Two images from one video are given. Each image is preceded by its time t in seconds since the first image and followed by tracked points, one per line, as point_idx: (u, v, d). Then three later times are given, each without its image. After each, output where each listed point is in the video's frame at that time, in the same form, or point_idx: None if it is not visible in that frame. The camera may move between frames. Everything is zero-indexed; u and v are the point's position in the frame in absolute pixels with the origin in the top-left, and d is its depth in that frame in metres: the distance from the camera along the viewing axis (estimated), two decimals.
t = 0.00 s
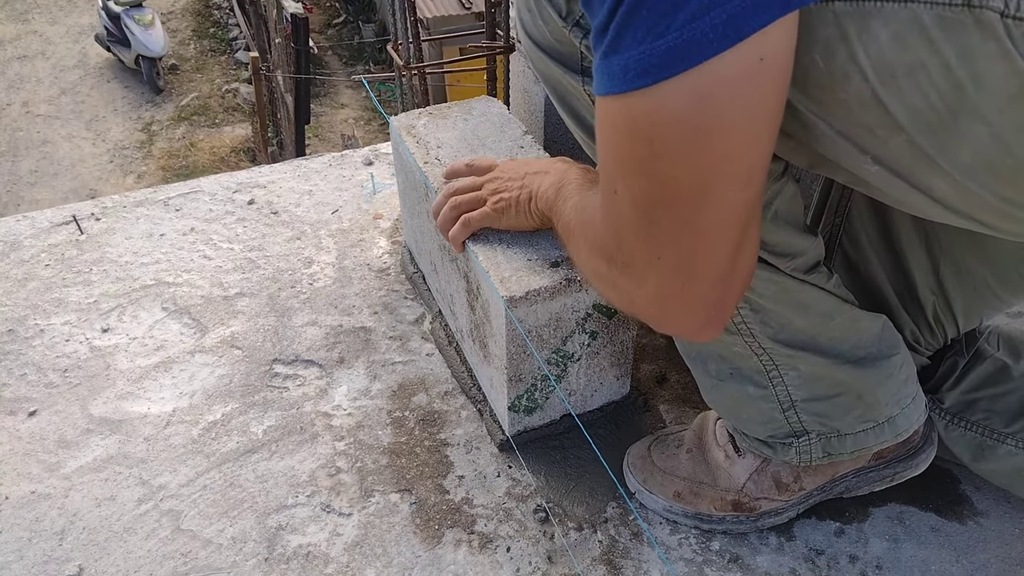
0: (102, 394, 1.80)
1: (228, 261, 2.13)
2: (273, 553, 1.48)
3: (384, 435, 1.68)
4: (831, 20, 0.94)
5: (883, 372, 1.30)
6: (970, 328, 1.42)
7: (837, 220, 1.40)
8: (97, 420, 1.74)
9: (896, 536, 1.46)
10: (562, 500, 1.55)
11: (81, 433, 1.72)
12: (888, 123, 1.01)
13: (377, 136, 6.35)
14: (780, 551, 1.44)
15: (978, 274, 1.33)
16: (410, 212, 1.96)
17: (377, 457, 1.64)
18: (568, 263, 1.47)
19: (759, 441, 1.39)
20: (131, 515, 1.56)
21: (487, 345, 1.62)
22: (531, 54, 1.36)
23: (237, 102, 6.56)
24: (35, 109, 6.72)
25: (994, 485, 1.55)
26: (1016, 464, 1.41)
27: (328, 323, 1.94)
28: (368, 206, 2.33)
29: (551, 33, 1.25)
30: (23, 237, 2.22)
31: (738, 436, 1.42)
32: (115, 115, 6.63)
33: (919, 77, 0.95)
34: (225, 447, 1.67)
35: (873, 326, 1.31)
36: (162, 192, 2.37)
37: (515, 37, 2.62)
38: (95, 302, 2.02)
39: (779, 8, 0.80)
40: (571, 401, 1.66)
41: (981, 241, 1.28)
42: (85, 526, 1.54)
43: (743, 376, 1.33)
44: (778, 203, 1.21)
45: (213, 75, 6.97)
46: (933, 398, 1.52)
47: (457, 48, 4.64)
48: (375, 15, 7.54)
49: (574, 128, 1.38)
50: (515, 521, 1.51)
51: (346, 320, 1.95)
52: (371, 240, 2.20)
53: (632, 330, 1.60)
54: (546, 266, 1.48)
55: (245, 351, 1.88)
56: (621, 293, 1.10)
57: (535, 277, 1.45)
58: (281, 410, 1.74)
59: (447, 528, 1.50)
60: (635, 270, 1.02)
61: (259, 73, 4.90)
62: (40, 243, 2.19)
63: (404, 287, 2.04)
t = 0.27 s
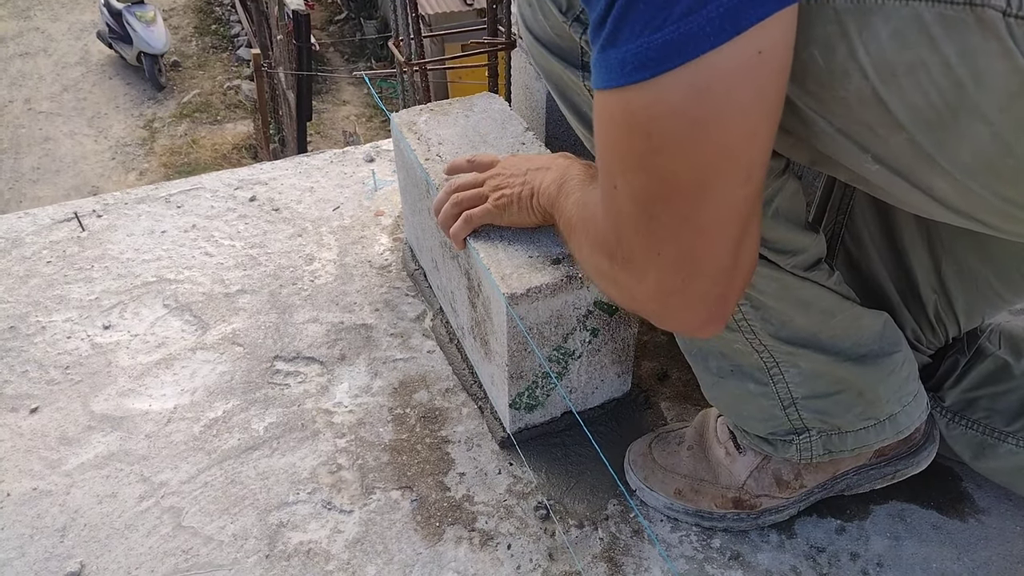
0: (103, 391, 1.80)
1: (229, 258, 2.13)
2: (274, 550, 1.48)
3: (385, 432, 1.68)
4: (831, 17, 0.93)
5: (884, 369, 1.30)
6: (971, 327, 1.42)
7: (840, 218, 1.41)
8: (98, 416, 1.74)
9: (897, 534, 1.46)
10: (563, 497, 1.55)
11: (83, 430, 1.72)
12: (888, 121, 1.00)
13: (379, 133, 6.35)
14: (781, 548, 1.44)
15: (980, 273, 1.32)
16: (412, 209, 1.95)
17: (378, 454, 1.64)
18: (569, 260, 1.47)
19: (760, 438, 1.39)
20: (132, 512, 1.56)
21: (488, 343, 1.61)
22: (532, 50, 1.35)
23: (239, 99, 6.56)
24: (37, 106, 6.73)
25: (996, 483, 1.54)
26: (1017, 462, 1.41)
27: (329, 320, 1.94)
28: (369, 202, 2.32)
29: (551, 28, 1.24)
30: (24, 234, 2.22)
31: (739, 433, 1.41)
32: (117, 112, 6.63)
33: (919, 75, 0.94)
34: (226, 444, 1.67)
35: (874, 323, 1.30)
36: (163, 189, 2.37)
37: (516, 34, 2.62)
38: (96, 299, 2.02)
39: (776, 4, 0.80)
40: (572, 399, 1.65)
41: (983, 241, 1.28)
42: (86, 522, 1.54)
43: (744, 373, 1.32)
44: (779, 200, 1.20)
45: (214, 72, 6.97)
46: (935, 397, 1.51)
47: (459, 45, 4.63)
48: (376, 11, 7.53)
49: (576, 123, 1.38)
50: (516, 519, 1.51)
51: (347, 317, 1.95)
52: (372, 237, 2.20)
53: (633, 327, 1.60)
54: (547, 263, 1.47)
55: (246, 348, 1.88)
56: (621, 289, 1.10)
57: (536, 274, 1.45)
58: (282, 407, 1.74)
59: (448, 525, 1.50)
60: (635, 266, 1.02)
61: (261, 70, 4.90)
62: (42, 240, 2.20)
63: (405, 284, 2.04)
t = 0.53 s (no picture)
0: (99, 394, 1.79)
1: (226, 260, 2.12)
2: (270, 553, 1.48)
3: (382, 435, 1.68)
4: (835, 22, 0.94)
5: (882, 373, 1.30)
6: (970, 331, 1.43)
7: (839, 220, 1.39)
8: (95, 419, 1.74)
9: (894, 536, 1.46)
10: (561, 499, 1.55)
11: (79, 433, 1.71)
12: (889, 126, 1.01)
13: (377, 135, 6.35)
14: (778, 551, 1.44)
15: (979, 278, 1.33)
16: (409, 211, 1.95)
17: (375, 457, 1.63)
18: (566, 263, 1.47)
19: (758, 442, 1.39)
20: (128, 515, 1.55)
21: (486, 345, 1.61)
22: (534, 49, 1.35)
23: (236, 101, 6.56)
24: (35, 108, 6.72)
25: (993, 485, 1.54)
26: (1015, 464, 1.42)
27: (326, 323, 1.94)
28: (367, 205, 2.32)
29: (552, 28, 1.25)
30: (21, 236, 2.21)
31: (738, 436, 1.41)
32: (114, 113, 6.63)
33: (921, 81, 0.94)
34: (223, 447, 1.67)
35: (872, 327, 1.30)
36: (161, 191, 2.36)
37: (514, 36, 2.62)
38: (93, 301, 2.02)
39: (779, 9, 0.80)
40: (570, 401, 1.65)
41: (982, 245, 1.28)
42: (82, 526, 1.54)
43: (742, 376, 1.32)
44: (779, 203, 1.20)
45: (212, 74, 6.97)
46: (931, 400, 1.52)
47: (456, 46, 4.63)
48: (374, 13, 7.52)
49: (576, 124, 1.38)
50: (513, 521, 1.51)
51: (344, 319, 1.95)
52: (369, 239, 2.20)
53: (630, 329, 1.60)
54: (545, 266, 1.48)
55: (243, 350, 1.88)
56: (621, 292, 1.10)
57: (534, 277, 1.45)
58: (279, 409, 1.74)
59: (445, 528, 1.50)
60: (635, 269, 1.02)
61: (258, 72, 4.89)
62: (39, 242, 2.19)
63: (403, 286, 2.04)
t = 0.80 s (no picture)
0: (99, 392, 1.79)
1: (226, 259, 2.12)
2: (270, 552, 1.48)
3: (382, 434, 1.68)
4: (846, 17, 0.92)
5: (882, 370, 1.29)
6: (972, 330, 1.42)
7: (843, 219, 1.39)
8: (94, 418, 1.74)
9: (895, 536, 1.46)
10: (561, 499, 1.54)
11: (78, 431, 1.71)
12: (899, 124, 1.00)
13: (377, 133, 6.34)
14: (779, 551, 1.44)
15: (983, 276, 1.32)
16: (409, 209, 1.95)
17: (374, 456, 1.63)
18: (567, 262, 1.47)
19: (758, 440, 1.38)
20: (128, 514, 1.55)
21: (485, 344, 1.61)
22: (541, 44, 1.35)
23: (236, 98, 6.55)
24: (34, 105, 6.71)
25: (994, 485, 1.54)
26: (1016, 463, 1.41)
27: (326, 321, 1.94)
28: (367, 203, 2.32)
29: (559, 20, 1.24)
30: (20, 234, 2.21)
31: (738, 435, 1.41)
32: (114, 111, 6.62)
33: (933, 79, 0.94)
34: (222, 445, 1.66)
35: (872, 324, 1.30)
36: (160, 189, 2.36)
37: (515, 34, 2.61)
38: (92, 299, 2.01)
39: (793, 10, 0.81)
40: (569, 400, 1.65)
41: (986, 242, 1.28)
42: (81, 524, 1.54)
43: (741, 372, 1.32)
44: (785, 200, 1.19)
45: (212, 71, 6.96)
46: (932, 399, 1.51)
47: (457, 44, 4.62)
48: (374, 10, 7.50)
49: (580, 120, 1.37)
50: (513, 520, 1.51)
51: (344, 318, 1.95)
52: (369, 238, 2.19)
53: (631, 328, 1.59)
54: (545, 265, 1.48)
55: (243, 349, 1.87)
56: (605, 306, 1.04)
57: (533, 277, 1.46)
58: (279, 408, 1.73)
59: (445, 527, 1.50)
60: (628, 279, 0.97)
61: (258, 70, 4.88)
62: (38, 240, 2.19)
63: (402, 285, 2.04)
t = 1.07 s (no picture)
0: (99, 393, 1.79)
1: (226, 259, 2.12)
2: (270, 554, 1.47)
3: (383, 435, 1.68)
4: (859, 10, 0.92)
5: (884, 373, 1.29)
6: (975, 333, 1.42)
7: (849, 219, 1.39)
8: (94, 418, 1.74)
9: (896, 538, 1.46)
10: (561, 500, 1.54)
11: (78, 432, 1.71)
12: (911, 122, 0.99)
13: (378, 132, 6.33)
14: (779, 552, 1.44)
15: (988, 278, 1.32)
16: (410, 209, 1.94)
17: (375, 457, 1.63)
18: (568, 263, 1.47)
19: (760, 441, 1.38)
20: (128, 515, 1.55)
21: (486, 345, 1.61)
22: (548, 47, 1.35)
23: (237, 98, 6.55)
24: (35, 104, 6.71)
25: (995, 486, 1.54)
26: (1017, 463, 1.41)
27: (326, 322, 1.94)
28: (367, 203, 2.32)
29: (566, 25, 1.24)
30: (20, 234, 2.21)
31: (739, 436, 1.40)
32: (114, 110, 6.62)
33: (946, 75, 0.94)
34: (223, 446, 1.66)
35: (877, 326, 1.29)
36: (160, 189, 2.36)
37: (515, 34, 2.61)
38: (93, 300, 2.01)
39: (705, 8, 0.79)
40: (570, 402, 1.65)
41: (989, 241, 1.27)
42: (81, 526, 1.53)
43: (744, 373, 1.31)
44: (792, 199, 1.18)
45: (212, 71, 6.96)
46: (933, 401, 1.50)
47: (457, 43, 4.61)
48: (374, 10, 7.50)
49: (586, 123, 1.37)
50: (514, 522, 1.51)
51: (344, 318, 1.94)
52: (369, 238, 2.19)
53: (632, 330, 1.59)
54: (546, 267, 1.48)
55: (243, 349, 1.87)
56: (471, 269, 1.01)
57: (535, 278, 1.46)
58: (279, 409, 1.73)
59: (445, 529, 1.50)
60: (495, 244, 0.95)
61: (259, 69, 4.88)
62: (38, 240, 2.19)
63: (403, 285, 2.04)
